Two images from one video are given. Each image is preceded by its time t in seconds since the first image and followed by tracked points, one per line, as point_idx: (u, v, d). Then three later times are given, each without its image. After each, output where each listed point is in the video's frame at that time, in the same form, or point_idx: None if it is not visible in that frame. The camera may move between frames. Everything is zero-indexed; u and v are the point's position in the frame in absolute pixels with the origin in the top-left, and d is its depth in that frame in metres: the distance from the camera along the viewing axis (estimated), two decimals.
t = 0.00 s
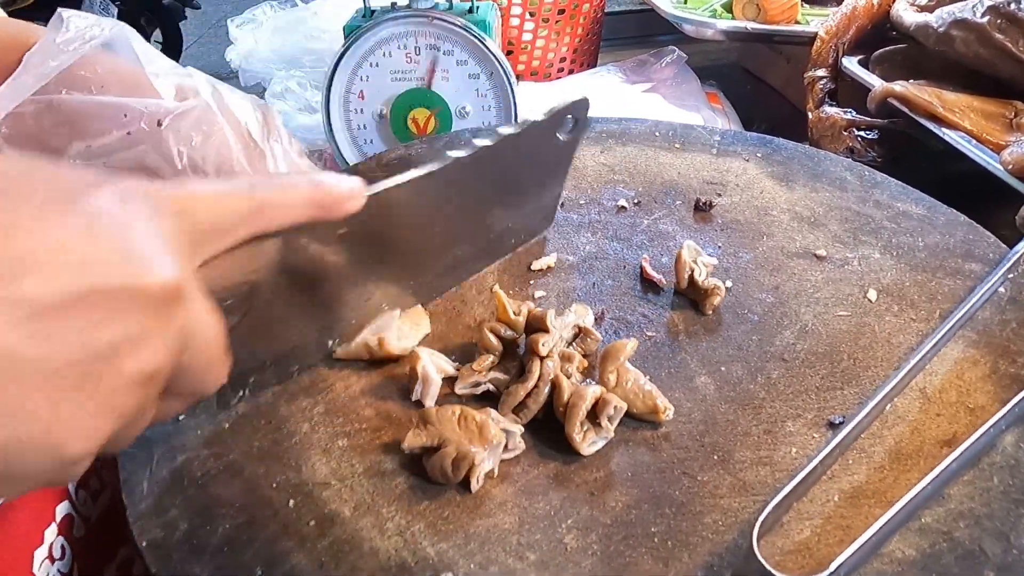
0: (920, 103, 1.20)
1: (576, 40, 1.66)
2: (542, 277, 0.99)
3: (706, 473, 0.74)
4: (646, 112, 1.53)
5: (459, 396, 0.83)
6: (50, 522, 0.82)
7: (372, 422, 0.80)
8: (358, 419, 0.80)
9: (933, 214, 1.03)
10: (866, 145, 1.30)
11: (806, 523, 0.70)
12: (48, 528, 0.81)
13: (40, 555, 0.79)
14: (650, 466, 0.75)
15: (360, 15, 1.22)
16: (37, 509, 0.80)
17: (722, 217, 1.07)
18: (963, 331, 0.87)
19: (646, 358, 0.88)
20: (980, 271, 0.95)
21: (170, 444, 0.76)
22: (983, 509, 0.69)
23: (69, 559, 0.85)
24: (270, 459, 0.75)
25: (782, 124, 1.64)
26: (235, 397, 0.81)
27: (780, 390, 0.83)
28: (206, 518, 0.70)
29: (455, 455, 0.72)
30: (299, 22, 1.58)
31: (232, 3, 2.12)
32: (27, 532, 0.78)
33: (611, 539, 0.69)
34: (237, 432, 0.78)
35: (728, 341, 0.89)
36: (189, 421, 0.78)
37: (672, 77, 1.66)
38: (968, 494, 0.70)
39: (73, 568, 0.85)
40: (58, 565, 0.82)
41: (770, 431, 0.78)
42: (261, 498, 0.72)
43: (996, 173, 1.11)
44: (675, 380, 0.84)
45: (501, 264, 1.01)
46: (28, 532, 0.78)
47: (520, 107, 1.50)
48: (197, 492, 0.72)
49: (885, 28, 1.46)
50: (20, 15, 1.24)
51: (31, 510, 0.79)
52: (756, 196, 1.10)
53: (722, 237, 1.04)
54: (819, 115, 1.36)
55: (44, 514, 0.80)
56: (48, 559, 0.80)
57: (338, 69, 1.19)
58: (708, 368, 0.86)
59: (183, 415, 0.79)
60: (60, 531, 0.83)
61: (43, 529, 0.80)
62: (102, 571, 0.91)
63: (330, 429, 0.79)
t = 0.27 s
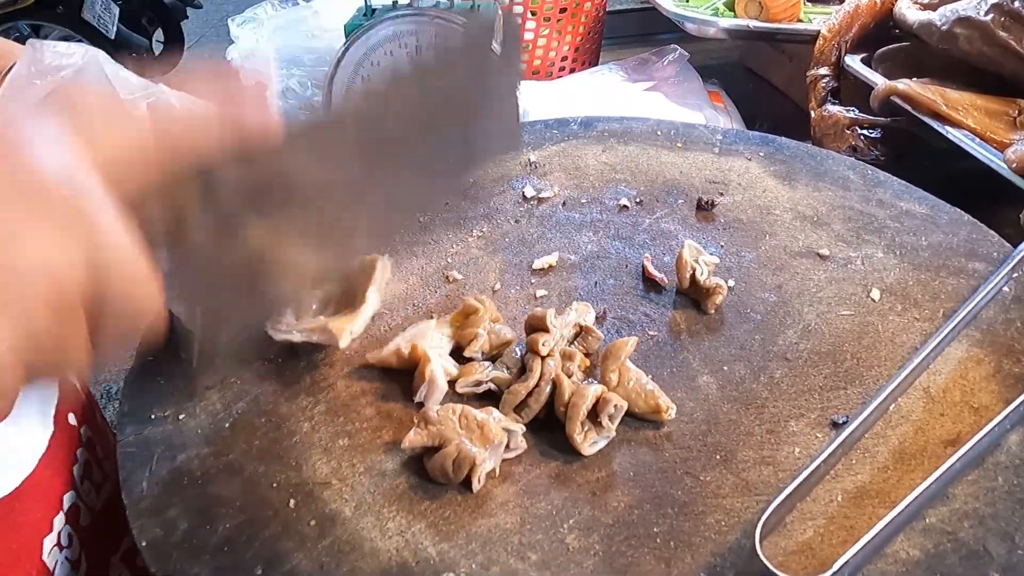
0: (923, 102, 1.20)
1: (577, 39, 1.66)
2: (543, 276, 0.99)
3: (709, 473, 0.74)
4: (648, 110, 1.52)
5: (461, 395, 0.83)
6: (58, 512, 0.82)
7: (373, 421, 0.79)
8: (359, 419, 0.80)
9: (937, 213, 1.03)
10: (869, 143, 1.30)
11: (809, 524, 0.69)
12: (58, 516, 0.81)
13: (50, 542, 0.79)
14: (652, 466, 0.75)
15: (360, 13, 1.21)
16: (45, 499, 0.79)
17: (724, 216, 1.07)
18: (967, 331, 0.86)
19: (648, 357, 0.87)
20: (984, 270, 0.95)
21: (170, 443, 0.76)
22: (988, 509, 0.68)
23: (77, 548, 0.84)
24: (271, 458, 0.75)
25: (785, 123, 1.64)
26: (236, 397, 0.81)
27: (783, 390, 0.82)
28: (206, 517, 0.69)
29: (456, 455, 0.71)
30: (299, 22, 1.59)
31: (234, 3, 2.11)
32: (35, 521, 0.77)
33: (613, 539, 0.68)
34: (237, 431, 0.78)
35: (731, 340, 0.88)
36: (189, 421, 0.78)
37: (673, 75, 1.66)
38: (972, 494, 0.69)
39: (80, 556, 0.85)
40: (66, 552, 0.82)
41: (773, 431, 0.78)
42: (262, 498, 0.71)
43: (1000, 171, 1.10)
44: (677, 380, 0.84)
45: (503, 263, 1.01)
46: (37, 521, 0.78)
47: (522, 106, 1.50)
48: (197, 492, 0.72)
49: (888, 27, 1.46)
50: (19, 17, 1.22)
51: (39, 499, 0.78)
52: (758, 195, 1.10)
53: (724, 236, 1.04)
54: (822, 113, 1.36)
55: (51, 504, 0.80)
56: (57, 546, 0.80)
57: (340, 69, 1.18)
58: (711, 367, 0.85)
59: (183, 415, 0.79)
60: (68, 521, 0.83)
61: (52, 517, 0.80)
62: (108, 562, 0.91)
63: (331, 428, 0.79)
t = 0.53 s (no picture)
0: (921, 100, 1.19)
1: (576, 37, 1.65)
2: (540, 275, 0.99)
3: (706, 472, 0.74)
4: (647, 109, 1.52)
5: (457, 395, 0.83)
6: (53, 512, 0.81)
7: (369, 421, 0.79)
8: (354, 418, 0.79)
9: (935, 211, 1.03)
10: (868, 142, 1.29)
11: (806, 523, 0.69)
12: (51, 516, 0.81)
13: (44, 543, 0.79)
14: (648, 466, 0.74)
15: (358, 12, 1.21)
16: (40, 499, 0.79)
17: (722, 214, 1.07)
18: (966, 330, 0.86)
19: (645, 357, 0.87)
20: (982, 269, 0.94)
21: (166, 443, 0.76)
22: (985, 508, 0.68)
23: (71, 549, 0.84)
24: (266, 458, 0.75)
25: (784, 122, 1.63)
26: (231, 396, 0.81)
27: (780, 389, 0.82)
28: (201, 517, 0.69)
29: (455, 454, 0.71)
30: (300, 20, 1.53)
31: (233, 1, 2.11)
32: (30, 521, 0.77)
33: (609, 539, 0.68)
34: (233, 430, 0.77)
35: (728, 339, 0.88)
36: (185, 420, 0.78)
37: (672, 74, 1.66)
38: (970, 493, 0.69)
39: (75, 557, 0.85)
40: (60, 553, 0.82)
41: (770, 430, 0.78)
42: (257, 498, 0.71)
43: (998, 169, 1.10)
44: (674, 379, 0.84)
45: (500, 262, 1.00)
46: (31, 521, 0.77)
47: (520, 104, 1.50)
48: (192, 492, 0.71)
49: (887, 25, 1.46)
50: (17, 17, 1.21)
51: (34, 499, 0.78)
52: (757, 193, 1.09)
53: (722, 234, 1.03)
54: (820, 112, 1.35)
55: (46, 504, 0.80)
56: (51, 546, 0.80)
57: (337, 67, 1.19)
58: (708, 366, 0.85)
59: (179, 414, 0.79)
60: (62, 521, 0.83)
61: (46, 517, 0.80)
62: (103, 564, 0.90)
63: (327, 428, 0.78)
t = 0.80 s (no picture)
0: (923, 101, 1.19)
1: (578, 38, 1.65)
2: (541, 275, 0.98)
3: (706, 473, 0.74)
4: (648, 110, 1.52)
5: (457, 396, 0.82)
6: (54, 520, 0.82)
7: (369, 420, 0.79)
8: (354, 419, 0.79)
9: (937, 212, 1.02)
10: (869, 142, 1.29)
11: (806, 525, 0.69)
12: (53, 525, 0.81)
13: (44, 552, 0.79)
14: (648, 466, 0.74)
15: (359, 12, 1.21)
16: (42, 507, 0.79)
17: (723, 215, 1.07)
18: (967, 331, 0.86)
19: (645, 357, 0.87)
20: (983, 270, 0.94)
21: (166, 443, 0.76)
22: (986, 509, 0.68)
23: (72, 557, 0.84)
24: (266, 458, 0.75)
25: (785, 122, 1.63)
26: (231, 397, 0.81)
27: (781, 390, 0.82)
28: (201, 517, 0.69)
29: (456, 455, 0.71)
30: (300, 21, 1.57)
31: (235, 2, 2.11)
32: (31, 529, 0.77)
33: (608, 540, 0.68)
34: (233, 430, 0.77)
35: (729, 340, 0.88)
36: (185, 421, 0.78)
37: (674, 74, 1.66)
38: (971, 495, 0.69)
39: (76, 566, 0.85)
40: (61, 561, 0.82)
41: (771, 431, 0.77)
42: (257, 498, 0.71)
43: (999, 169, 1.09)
44: (675, 380, 0.84)
45: (501, 263, 1.00)
46: (32, 529, 0.78)
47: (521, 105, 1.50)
48: (192, 492, 0.71)
49: (889, 26, 1.46)
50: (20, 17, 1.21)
51: (35, 506, 0.78)
52: (757, 194, 1.09)
53: (723, 235, 1.03)
54: (822, 112, 1.35)
55: (48, 512, 0.80)
56: (51, 555, 0.80)
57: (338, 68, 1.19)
58: (708, 367, 0.85)
59: (179, 414, 0.79)
60: (64, 529, 0.83)
61: (47, 525, 0.80)
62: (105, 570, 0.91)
63: (327, 428, 0.78)
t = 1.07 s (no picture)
0: (924, 103, 1.19)
1: (579, 40, 1.65)
2: (542, 278, 0.99)
3: (706, 475, 0.74)
4: (649, 113, 1.52)
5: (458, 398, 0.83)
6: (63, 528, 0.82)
7: (370, 421, 0.79)
8: (356, 420, 0.80)
9: (937, 215, 1.02)
10: (870, 145, 1.29)
11: (806, 527, 0.69)
12: (62, 533, 0.81)
13: (53, 560, 0.80)
14: (648, 469, 0.74)
15: (361, 15, 1.21)
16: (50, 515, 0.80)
17: (723, 217, 1.07)
18: (967, 333, 0.86)
19: (646, 360, 0.87)
20: (983, 272, 0.94)
21: (168, 445, 0.76)
22: (986, 512, 0.68)
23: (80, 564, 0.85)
24: (267, 459, 0.75)
25: (787, 125, 1.63)
26: (233, 399, 0.81)
27: (781, 393, 0.82)
28: (202, 519, 0.69)
29: (460, 456, 0.71)
30: (302, 22, 1.56)
31: (238, 4, 2.12)
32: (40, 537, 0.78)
33: (608, 542, 0.68)
34: (234, 432, 0.78)
35: (730, 342, 0.88)
36: (187, 422, 0.78)
37: (675, 77, 1.66)
38: (970, 497, 0.69)
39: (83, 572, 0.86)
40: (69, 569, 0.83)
41: (771, 433, 0.78)
42: (258, 500, 0.71)
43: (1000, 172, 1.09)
44: (675, 382, 0.84)
45: (502, 265, 1.00)
46: (41, 538, 0.78)
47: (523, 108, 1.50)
48: (194, 494, 0.72)
49: (890, 28, 1.46)
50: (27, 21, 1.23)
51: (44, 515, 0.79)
52: (758, 197, 1.09)
53: (724, 237, 1.03)
54: (823, 115, 1.35)
55: (57, 521, 0.81)
56: (60, 563, 0.81)
57: (340, 71, 1.19)
58: (709, 370, 0.85)
59: (181, 416, 0.79)
60: (73, 536, 0.83)
61: (57, 534, 0.81)
62: None
63: (328, 430, 0.79)
